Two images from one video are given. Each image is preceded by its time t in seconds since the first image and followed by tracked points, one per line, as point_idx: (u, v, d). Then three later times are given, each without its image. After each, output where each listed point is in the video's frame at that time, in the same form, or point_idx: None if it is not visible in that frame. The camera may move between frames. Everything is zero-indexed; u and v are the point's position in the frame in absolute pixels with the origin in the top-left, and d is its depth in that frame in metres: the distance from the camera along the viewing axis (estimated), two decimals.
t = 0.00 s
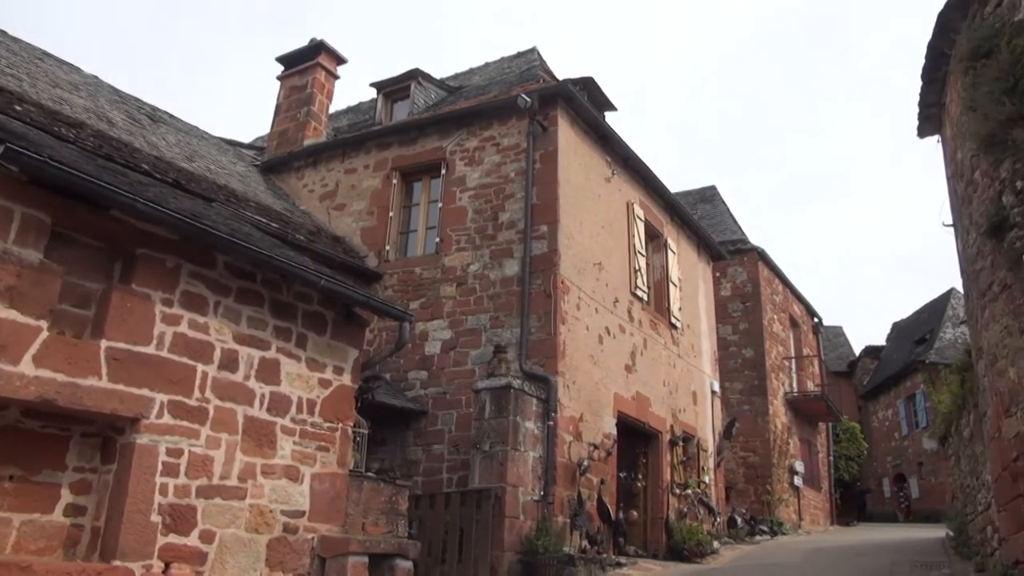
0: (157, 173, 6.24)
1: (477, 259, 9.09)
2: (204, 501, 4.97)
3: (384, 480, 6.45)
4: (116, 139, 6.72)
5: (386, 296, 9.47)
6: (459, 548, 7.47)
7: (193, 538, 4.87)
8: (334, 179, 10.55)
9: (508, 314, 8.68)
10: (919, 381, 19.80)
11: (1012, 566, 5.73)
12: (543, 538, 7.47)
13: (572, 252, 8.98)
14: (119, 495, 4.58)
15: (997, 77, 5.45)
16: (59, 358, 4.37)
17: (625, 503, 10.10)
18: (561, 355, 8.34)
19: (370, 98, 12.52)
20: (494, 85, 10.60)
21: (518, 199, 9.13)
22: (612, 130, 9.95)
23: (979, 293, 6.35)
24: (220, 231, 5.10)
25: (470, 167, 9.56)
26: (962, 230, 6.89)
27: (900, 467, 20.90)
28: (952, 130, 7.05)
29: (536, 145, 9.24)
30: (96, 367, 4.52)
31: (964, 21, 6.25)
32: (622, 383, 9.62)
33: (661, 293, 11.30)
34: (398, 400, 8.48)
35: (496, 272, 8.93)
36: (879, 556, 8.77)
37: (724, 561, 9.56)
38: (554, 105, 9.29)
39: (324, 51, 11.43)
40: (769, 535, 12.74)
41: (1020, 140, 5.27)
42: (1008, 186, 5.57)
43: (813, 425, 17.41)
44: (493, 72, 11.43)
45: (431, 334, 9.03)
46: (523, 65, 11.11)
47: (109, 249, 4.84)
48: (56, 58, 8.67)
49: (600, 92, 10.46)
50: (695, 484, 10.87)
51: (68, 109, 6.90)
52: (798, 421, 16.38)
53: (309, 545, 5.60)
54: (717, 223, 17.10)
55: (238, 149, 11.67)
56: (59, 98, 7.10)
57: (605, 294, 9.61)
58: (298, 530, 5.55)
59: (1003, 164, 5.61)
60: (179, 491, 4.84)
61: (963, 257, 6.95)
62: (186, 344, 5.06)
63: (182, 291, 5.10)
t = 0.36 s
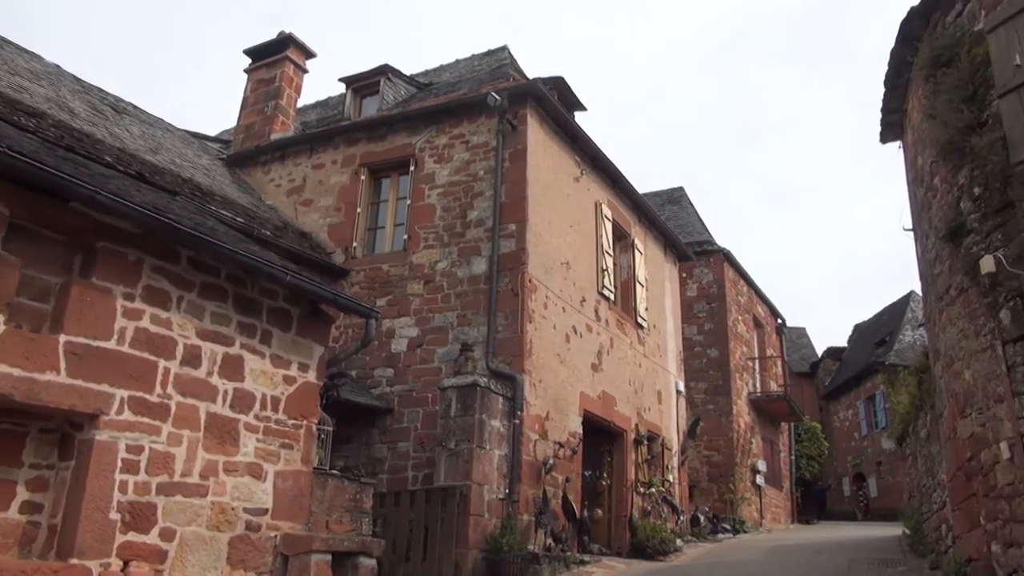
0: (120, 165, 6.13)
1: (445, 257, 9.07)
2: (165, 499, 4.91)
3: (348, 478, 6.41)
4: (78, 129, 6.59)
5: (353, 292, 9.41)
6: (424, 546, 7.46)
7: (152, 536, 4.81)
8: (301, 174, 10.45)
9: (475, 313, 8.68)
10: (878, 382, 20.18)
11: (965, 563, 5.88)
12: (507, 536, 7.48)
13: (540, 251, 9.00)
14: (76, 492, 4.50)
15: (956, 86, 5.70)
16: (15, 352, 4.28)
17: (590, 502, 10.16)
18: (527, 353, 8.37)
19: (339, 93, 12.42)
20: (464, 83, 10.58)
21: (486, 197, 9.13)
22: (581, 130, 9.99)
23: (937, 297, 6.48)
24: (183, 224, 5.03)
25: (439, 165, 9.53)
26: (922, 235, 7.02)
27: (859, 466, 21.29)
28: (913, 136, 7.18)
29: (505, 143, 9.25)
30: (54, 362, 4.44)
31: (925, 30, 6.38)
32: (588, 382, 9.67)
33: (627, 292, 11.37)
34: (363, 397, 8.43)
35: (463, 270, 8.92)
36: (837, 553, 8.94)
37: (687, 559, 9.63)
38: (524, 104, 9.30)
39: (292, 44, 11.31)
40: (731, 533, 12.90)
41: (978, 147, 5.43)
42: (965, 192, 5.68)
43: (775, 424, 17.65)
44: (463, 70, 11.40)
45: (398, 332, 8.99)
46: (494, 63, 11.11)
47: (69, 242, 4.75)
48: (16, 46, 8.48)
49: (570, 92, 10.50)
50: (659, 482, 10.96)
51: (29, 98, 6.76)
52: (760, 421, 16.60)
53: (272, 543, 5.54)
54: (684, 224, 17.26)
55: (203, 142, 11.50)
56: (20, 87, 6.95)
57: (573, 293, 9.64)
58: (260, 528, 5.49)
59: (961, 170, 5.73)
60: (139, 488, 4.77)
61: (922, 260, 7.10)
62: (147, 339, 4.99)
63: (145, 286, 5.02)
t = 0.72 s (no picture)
0: (82, 156, 6.02)
1: (414, 254, 9.04)
2: (125, 495, 4.84)
3: (314, 475, 6.28)
4: (39, 119, 6.46)
5: (320, 288, 9.34)
6: (389, 544, 7.43)
7: (112, 533, 4.74)
8: (268, 168, 10.34)
9: (443, 310, 8.66)
10: (840, 382, 20.52)
11: (920, 559, 6.01)
12: (473, 533, 7.48)
13: (509, 249, 9.01)
14: (33, 488, 4.42)
15: (918, 92, 5.82)
16: None
17: (556, 499, 10.17)
18: (495, 351, 8.38)
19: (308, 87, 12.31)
20: (434, 79, 10.55)
21: (456, 194, 9.11)
22: (551, 129, 10.02)
23: (897, 299, 6.60)
24: (147, 217, 4.95)
25: (408, 161, 9.49)
26: (883, 238, 7.15)
27: (820, 465, 21.63)
28: (876, 141, 7.31)
29: (475, 141, 9.25)
30: (11, 356, 4.36)
31: (889, 36, 6.49)
32: (555, 380, 9.70)
33: (595, 291, 11.42)
34: (329, 394, 8.37)
35: (432, 266, 8.90)
36: (797, 550, 9.08)
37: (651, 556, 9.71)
38: (494, 101, 9.30)
39: (261, 37, 11.18)
40: (694, 530, 13.03)
41: (938, 153, 5.55)
42: (926, 197, 5.80)
43: (739, 423, 17.87)
44: (434, 66, 11.37)
45: (365, 329, 8.94)
46: (465, 60, 11.09)
47: (28, 234, 4.65)
48: None
49: (540, 91, 10.52)
50: (624, 480, 11.04)
51: None
52: (725, 420, 16.79)
53: (235, 541, 5.48)
54: (652, 224, 17.38)
55: (168, 134, 11.33)
56: None
57: (541, 291, 9.67)
58: (222, 525, 5.43)
59: (922, 175, 5.84)
60: (98, 485, 4.70)
61: (883, 263, 7.23)
62: (108, 333, 4.91)
63: (106, 279, 4.94)
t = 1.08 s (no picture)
0: (42, 147, 5.90)
1: (381, 251, 8.99)
2: (83, 494, 4.76)
3: (278, 474, 6.20)
4: None
5: (286, 285, 9.24)
6: (353, 543, 7.38)
7: (69, 532, 4.66)
8: (235, 162, 10.22)
9: (411, 308, 8.63)
10: (803, 383, 20.81)
11: (878, 558, 6.12)
12: (438, 533, 7.47)
13: (477, 248, 9.01)
14: None
15: (881, 99, 5.92)
16: None
17: (522, 498, 10.22)
18: (462, 349, 8.37)
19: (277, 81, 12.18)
20: (405, 76, 10.50)
21: (424, 191, 9.09)
22: (521, 128, 10.03)
23: (858, 302, 6.71)
24: (109, 210, 4.87)
25: (377, 158, 9.44)
26: (846, 241, 7.26)
27: (783, 465, 21.92)
28: (840, 146, 7.42)
29: (445, 138, 9.23)
30: None
31: (854, 44, 6.59)
32: (522, 379, 9.72)
33: (563, 291, 11.46)
34: (293, 391, 8.30)
35: (400, 264, 8.86)
36: (758, 549, 9.19)
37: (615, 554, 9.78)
38: (464, 99, 9.29)
39: (228, 29, 11.03)
40: (658, 529, 13.13)
41: (899, 159, 5.66)
42: (887, 202, 5.90)
43: (704, 422, 18.04)
44: (404, 63, 11.32)
45: (331, 326, 8.88)
46: (436, 57, 11.05)
47: None
48: None
49: (511, 90, 10.52)
50: (590, 480, 11.10)
51: None
52: (690, 419, 16.95)
53: (196, 540, 5.41)
54: (621, 224, 17.48)
55: (132, 125, 11.13)
56: None
57: (509, 290, 9.67)
58: (183, 524, 5.35)
59: (884, 181, 5.94)
60: (55, 483, 4.62)
61: (846, 266, 7.35)
62: (68, 328, 4.82)
63: (65, 273, 4.85)
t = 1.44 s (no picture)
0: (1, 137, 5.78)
1: (349, 249, 8.93)
2: (39, 492, 4.67)
3: (240, 473, 6.12)
4: None
5: (252, 281, 9.13)
6: (317, 542, 7.32)
7: (24, 532, 4.56)
8: (200, 157, 10.08)
9: (378, 306, 8.59)
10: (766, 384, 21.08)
11: (837, 557, 6.22)
12: (403, 532, 7.43)
13: (446, 246, 8.99)
14: None
15: (845, 106, 6.02)
16: None
17: (488, 497, 10.19)
18: (430, 348, 8.34)
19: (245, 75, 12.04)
20: (374, 73, 10.44)
21: (394, 189, 9.05)
22: (491, 127, 10.02)
23: (820, 305, 6.82)
24: (71, 203, 4.79)
25: (346, 155, 9.37)
26: (810, 245, 7.37)
27: (746, 465, 22.18)
28: (805, 151, 7.52)
29: (414, 136, 9.20)
30: None
31: (820, 51, 6.69)
32: (489, 378, 9.72)
33: (531, 291, 11.47)
34: (258, 389, 8.21)
35: (368, 262, 8.81)
36: (721, 548, 9.29)
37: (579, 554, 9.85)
38: (434, 97, 9.26)
39: (196, 21, 10.88)
40: (623, 528, 13.20)
41: (862, 165, 5.75)
42: (849, 207, 6.01)
43: (669, 423, 18.19)
44: (375, 60, 11.25)
45: (297, 324, 8.80)
46: (406, 55, 11.00)
47: None
48: None
49: (482, 89, 10.51)
50: (556, 479, 11.13)
51: None
52: (656, 419, 17.08)
53: (155, 539, 5.33)
54: (590, 225, 17.55)
55: (95, 117, 10.93)
56: None
57: (477, 289, 9.66)
58: (143, 524, 5.27)
59: (847, 187, 6.04)
60: (10, 481, 4.53)
61: (809, 269, 7.45)
62: (25, 323, 4.73)
63: (23, 267, 4.76)
